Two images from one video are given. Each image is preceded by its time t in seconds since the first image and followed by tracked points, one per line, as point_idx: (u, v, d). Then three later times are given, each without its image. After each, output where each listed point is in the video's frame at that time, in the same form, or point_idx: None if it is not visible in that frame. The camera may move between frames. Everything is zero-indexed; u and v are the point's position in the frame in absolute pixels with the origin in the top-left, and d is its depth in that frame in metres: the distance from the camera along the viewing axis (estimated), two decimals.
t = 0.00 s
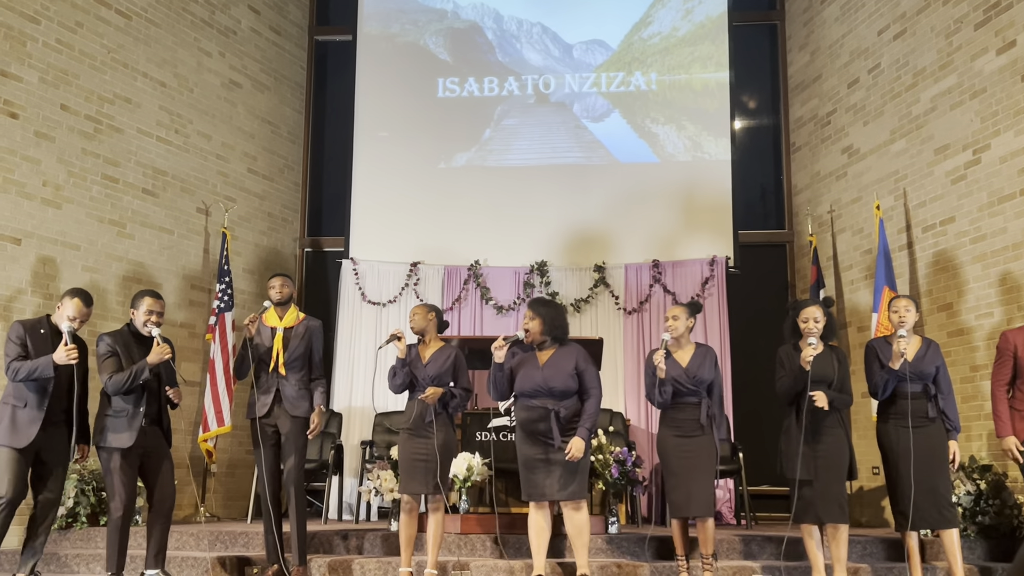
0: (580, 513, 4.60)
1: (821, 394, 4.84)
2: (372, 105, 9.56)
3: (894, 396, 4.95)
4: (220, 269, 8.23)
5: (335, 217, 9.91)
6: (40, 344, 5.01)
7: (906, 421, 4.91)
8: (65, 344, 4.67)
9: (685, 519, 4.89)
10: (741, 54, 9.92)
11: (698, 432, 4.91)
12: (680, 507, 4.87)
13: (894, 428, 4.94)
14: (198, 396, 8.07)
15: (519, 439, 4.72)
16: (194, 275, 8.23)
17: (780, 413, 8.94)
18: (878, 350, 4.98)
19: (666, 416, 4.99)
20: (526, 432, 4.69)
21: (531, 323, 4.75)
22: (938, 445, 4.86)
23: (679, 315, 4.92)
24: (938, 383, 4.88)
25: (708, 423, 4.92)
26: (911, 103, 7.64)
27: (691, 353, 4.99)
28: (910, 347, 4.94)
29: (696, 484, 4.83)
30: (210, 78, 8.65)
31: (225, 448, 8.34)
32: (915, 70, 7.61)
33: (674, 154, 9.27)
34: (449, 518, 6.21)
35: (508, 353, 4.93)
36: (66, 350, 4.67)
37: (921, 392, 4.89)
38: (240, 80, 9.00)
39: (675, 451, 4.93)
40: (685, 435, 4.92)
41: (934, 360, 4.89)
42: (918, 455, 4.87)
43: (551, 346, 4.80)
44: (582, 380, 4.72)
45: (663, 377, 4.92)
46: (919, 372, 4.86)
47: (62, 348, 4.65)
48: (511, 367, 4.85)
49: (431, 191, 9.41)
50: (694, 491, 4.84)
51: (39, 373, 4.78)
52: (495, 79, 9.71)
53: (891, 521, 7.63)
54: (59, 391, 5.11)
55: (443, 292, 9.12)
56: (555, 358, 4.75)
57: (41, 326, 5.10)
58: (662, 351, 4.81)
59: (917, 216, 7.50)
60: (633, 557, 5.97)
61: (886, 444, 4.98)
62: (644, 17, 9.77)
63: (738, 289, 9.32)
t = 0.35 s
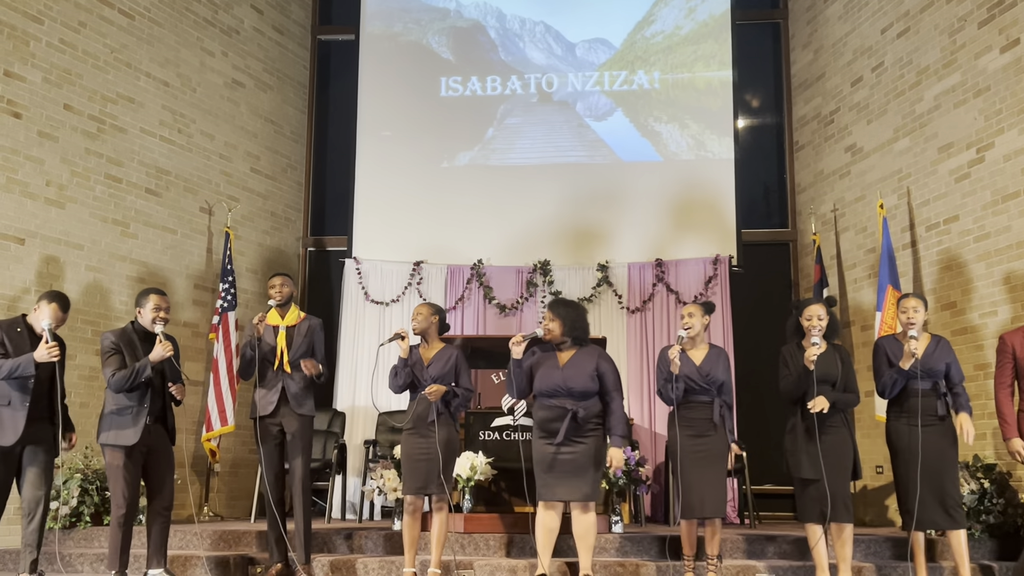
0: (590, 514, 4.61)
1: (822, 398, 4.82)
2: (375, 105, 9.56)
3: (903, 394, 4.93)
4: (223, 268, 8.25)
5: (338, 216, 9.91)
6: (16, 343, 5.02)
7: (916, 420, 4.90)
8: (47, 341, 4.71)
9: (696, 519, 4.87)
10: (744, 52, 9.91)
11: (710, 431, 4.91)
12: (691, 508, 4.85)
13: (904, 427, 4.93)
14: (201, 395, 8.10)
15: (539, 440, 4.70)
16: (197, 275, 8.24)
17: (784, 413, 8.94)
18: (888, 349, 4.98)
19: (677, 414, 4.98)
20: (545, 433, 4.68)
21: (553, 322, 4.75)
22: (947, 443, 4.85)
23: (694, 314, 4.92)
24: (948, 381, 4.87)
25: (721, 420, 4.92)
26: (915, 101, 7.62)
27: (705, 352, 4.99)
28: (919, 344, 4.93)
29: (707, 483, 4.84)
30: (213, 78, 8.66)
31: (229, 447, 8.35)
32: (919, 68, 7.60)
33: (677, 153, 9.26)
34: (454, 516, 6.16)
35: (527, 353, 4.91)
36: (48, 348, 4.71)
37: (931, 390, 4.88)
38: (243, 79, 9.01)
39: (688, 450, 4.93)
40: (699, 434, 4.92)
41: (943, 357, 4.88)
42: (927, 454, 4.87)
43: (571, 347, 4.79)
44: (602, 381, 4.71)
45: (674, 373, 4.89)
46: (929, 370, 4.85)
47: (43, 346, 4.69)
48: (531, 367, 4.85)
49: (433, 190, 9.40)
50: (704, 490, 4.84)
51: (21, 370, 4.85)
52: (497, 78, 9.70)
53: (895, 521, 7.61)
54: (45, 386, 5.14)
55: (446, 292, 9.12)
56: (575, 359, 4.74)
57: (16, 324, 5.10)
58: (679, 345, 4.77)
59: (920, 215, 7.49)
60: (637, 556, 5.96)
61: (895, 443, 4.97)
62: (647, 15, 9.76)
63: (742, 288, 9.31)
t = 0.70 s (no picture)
0: (597, 512, 4.61)
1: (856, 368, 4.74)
2: (376, 104, 9.56)
3: (914, 390, 4.94)
4: (225, 268, 8.28)
5: (339, 215, 9.90)
6: None
7: (925, 417, 4.90)
8: (25, 347, 4.77)
9: (698, 518, 4.85)
10: (745, 50, 9.91)
11: (714, 429, 4.90)
12: (693, 506, 4.83)
13: (913, 424, 4.94)
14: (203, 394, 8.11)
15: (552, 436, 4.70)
16: (198, 275, 8.24)
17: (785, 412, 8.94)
18: (898, 344, 4.96)
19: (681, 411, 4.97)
20: (560, 428, 4.69)
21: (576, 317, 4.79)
22: (956, 441, 4.86)
23: (701, 311, 4.94)
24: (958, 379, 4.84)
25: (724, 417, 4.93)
26: (916, 99, 7.62)
27: (712, 349, 5.00)
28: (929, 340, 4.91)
29: (709, 481, 4.82)
30: (215, 77, 8.66)
31: (230, 447, 8.36)
32: (920, 67, 7.60)
33: (678, 152, 9.25)
34: (455, 514, 6.13)
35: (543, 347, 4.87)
36: (25, 353, 4.77)
37: (941, 388, 4.87)
38: (244, 79, 9.01)
39: (691, 448, 4.91)
40: (703, 432, 4.90)
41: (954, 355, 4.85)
42: (937, 452, 4.87)
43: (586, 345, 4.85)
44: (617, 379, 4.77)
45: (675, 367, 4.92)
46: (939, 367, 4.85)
47: (21, 351, 4.75)
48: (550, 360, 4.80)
49: (435, 189, 9.40)
50: (707, 488, 4.83)
51: None
52: (498, 77, 9.70)
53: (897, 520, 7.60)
54: (29, 385, 5.21)
55: (447, 291, 9.15)
56: (591, 356, 4.78)
57: None
58: (679, 341, 4.66)
59: (922, 214, 7.49)
60: (638, 555, 5.96)
61: (905, 442, 4.97)
62: (648, 14, 9.76)
63: (743, 287, 9.30)
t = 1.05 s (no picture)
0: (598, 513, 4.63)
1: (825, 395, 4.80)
2: (377, 104, 9.56)
3: (924, 389, 4.94)
4: (225, 267, 8.29)
5: (340, 215, 9.91)
6: None
7: (935, 417, 4.90)
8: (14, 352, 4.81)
9: (696, 517, 4.85)
10: (746, 50, 9.91)
11: (712, 429, 4.89)
12: (692, 506, 4.84)
13: (924, 424, 4.93)
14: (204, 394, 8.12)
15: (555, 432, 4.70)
16: (198, 274, 8.25)
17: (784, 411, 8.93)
18: (908, 342, 5.02)
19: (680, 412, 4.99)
20: (565, 425, 4.69)
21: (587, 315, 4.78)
22: (966, 440, 4.85)
23: (693, 311, 4.94)
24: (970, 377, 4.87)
25: (722, 417, 4.91)
26: (917, 98, 7.62)
27: (708, 349, 5.00)
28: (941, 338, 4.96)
29: (707, 481, 4.82)
30: (215, 77, 8.67)
31: (231, 446, 8.36)
32: (921, 66, 7.60)
33: (679, 151, 9.25)
34: (454, 514, 6.10)
35: (546, 343, 4.78)
36: (15, 358, 4.80)
37: (951, 386, 4.88)
38: (245, 78, 9.01)
39: (689, 449, 4.92)
40: (701, 432, 4.90)
41: (964, 353, 4.89)
42: (947, 453, 4.86)
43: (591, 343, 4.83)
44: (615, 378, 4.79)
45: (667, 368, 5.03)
46: (950, 365, 4.87)
47: (10, 356, 4.79)
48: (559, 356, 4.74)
49: (436, 189, 9.41)
50: (705, 489, 4.83)
51: None
52: (499, 76, 9.71)
53: (897, 519, 7.60)
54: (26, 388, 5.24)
55: (448, 291, 9.16)
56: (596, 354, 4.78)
57: None
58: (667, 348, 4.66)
59: (922, 212, 7.49)
60: (638, 554, 5.96)
61: (914, 442, 4.96)
62: (648, 13, 9.77)
63: (743, 286, 9.30)
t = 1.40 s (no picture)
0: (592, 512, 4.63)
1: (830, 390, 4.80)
2: (377, 104, 9.56)
3: (933, 388, 4.93)
4: (225, 267, 8.28)
5: (340, 215, 9.91)
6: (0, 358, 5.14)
7: (944, 416, 4.89)
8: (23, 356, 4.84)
9: (691, 517, 4.86)
10: (746, 49, 9.90)
11: (704, 429, 4.88)
12: (686, 505, 4.84)
13: (932, 423, 4.93)
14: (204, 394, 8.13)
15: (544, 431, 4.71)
16: (199, 274, 8.26)
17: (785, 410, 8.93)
18: (918, 340, 5.00)
19: (673, 412, 4.99)
20: (554, 425, 4.70)
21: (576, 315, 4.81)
22: (975, 439, 4.83)
23: (688, 312, 4.94)
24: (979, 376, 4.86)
25: (714, 417, 4.90)
26: (917, 97, 7.62)
27: (700, 349, 5.00)
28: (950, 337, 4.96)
29: (701, 481, 4.82)
30: (215, 77, 8.67)
31: (232, 446, 8.37)
32: (921, 65, 7.59)
33: (679, 150, 9.25)
34: (455, 513, 6.13)
35: (536, 342, 4.83)
36: (23, 363, 4.84)
37: (960, 384, 4.87)
38: (245, 78, 9.01)
39: (682, 448, 4.92)
40: (693, 431, 4.90)
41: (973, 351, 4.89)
42: (956, 452, 4.85)
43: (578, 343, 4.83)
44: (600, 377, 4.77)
45: (659, 369, 5.03)
46: (959, 363, 4.86)
47: (18, 361, 4.82)
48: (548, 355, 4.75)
49: (436, 189, 9.41)
50: (699, 489, 4.82)
51: None
52: (499, 76, 9.70)
53: (898, 518, 7.60)
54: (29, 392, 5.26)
55: (448, 291, 9.16)
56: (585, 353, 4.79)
57: None
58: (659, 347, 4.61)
59: (922, 212, 7.49)
60: (637, 553, 5.96)
61: (922, 441, 4.96)
62: (649, 13, 9.76)
63: (744, 286, 9.30)
